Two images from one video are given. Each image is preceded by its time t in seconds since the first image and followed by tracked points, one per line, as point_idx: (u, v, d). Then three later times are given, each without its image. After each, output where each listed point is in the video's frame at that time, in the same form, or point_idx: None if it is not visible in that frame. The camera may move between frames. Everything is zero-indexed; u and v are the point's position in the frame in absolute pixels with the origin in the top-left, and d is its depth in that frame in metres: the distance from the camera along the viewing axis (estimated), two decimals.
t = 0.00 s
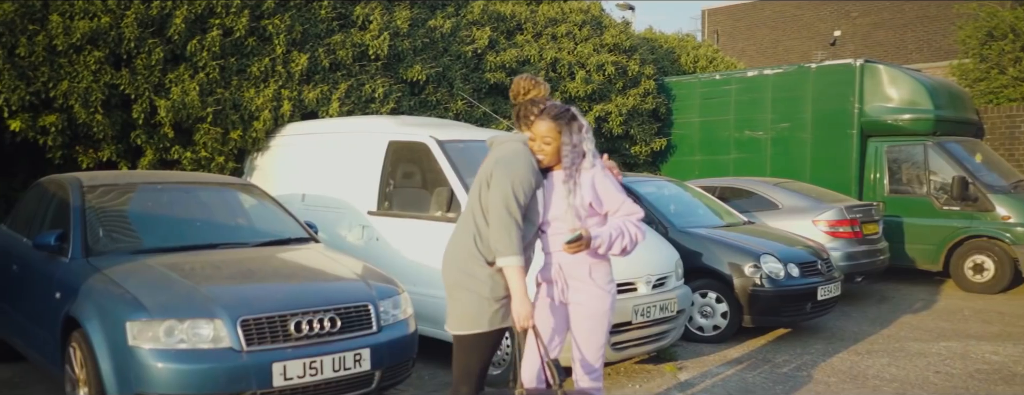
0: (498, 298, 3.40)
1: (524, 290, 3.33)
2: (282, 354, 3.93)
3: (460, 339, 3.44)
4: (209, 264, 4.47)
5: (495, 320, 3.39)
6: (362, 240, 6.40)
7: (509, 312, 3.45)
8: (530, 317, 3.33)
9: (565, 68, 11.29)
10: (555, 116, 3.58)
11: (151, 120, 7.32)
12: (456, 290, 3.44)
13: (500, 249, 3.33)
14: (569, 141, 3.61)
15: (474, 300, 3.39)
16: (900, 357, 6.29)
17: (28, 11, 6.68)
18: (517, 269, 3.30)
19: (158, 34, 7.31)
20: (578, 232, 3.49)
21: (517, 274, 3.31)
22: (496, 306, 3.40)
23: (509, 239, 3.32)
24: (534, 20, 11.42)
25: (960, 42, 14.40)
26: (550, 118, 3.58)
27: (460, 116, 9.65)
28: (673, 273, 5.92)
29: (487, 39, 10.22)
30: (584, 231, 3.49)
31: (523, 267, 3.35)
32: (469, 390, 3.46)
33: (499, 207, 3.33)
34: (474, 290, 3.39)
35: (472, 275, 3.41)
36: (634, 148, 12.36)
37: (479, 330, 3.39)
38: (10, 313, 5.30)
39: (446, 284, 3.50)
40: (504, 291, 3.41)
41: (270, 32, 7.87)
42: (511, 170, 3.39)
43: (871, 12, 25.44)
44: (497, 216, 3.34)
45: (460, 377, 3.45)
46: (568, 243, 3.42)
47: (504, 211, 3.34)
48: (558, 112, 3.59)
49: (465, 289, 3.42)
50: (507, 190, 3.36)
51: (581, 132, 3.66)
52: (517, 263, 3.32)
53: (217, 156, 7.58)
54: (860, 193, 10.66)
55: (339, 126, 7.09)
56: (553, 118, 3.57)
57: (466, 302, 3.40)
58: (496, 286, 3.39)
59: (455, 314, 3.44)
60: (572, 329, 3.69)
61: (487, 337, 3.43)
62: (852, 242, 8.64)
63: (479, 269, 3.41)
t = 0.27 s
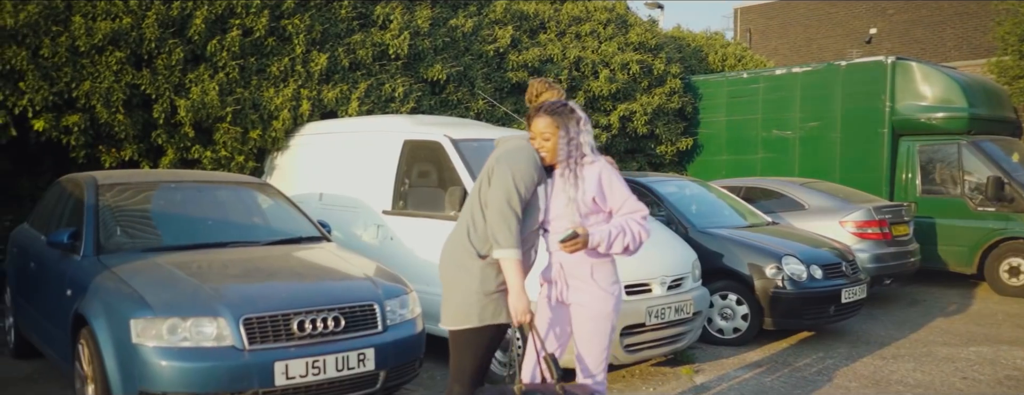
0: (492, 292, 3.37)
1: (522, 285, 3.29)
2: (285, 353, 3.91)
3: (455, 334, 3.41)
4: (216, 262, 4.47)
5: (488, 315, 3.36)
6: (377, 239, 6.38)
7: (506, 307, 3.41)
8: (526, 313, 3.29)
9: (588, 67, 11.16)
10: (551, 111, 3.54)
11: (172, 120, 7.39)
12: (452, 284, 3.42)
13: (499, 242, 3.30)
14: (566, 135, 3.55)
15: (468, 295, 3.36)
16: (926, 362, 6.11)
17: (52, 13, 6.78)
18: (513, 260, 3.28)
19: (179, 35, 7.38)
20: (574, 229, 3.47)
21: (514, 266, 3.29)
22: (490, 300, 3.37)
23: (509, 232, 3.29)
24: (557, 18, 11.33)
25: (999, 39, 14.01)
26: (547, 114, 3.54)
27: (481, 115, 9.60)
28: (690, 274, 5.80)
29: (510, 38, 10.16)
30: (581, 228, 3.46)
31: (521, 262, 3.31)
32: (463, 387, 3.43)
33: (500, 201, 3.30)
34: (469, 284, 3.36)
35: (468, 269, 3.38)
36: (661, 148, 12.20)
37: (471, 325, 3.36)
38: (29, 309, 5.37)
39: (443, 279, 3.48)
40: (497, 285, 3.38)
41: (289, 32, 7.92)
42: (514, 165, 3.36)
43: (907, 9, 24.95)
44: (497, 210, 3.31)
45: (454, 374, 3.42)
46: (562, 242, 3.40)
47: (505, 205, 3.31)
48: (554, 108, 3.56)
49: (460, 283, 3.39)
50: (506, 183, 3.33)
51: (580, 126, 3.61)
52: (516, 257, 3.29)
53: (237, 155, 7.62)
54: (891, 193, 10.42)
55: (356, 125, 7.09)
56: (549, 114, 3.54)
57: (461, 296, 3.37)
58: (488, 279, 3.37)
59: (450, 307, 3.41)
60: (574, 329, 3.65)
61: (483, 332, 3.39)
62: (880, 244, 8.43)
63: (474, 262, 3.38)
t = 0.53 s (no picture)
0: (489, 290, 3.34)
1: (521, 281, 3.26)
2: (287, 351, 3.90)
3: (450, 331, 3.40)
4: (224, 260, 4.49)
5: (483, 312, 3.34)
6: (391, 238, 6.36)
7: (502, 305, 3.39)
8: (525, 309, 3.26)
9: (610, 65, 11.04)
10: (556, 107, 3.53)
11: (191, 119, 7.46)
12: (450, 281, 3.40)
13: (499, 237, 3.26)
14: (571, 131, 3.52)
15: (465, 292, 3.35)
16: (949, 366, 5.95)
17: (74, 14, 6.93)
18: (513, 255, 3.24)
19: (198, 35, 7.47)
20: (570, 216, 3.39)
21: (514, 262, 3.24)
22: (486, 297, 3.34)
23: (510, 228, 3.25)
24: (579, 17, 11.23)
25: None
26: (551, 109, 3.53)
27: (501, 114, 9.55)
28: (705, 275, 5.68)
29: (530, 36, 10.11)
30: (575, 216, 3.39)
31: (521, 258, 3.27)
32: (458, 384, 3.41)
33: (502, 195, 3.26)
34: (465, 280, 3.34)
35: (466, 266, 3.36)
36: (684, 147, 12.02)
37: (465, 322, 3.35)
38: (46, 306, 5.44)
39: (441, 275, 3.46)
40: (493, 282, 3.34)
41: (307, 31, 7.98)
42: (518, 160, 3.32)
43: (941, 7, 24.48)
44: (499, 204, 3.26)
45: (448, 370, 3.41)
46: (557, 226, 3.31)
47: (507, 200, 3.26)
48: (559, 104, 3.55)
49: (457, 280, 3.37)
50: (510, 177, 3.29)
51: (584, 122, 3.59)
52: (517, 252, 3.25)
53: (255, 154, 7.64)
54: (920, 193, 10.19)
55: (372, 123, 7.08)
56: (554, 109, 3.53)
57: (457, 293, 3.36)
58: (484, 276, 3.34)
59: (447, 304, 3.40)
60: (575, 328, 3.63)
61: (479, 329, 3.37)
62: (906, 245, 8.23)
63: (472, 258, 3.36)
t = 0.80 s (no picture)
0: (486, 286, 3.29)
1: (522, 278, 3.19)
2: (291, 349, 3.89)
3: (447, 328, 3.36)
4: (232, 258, 4.51)
5: (480, 309, 3.29)
6: (406, 236, 6.32)
7: (501, 302, 3.34)
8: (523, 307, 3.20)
9: (636, 63, 10.91)
10: (562, 102, 3.52)
11: (213, 118, 7.54)
12: (448, 277, 3.35)
13: (500, 231, 3.19)
14: (576, 126, 3.50)
15: (463, 288, 3.30)
16: (978, 371, 5.77)
17: (98, 15, 7.06)
18: (514, 250, 3.17)
19: (219, 35, 7.56)
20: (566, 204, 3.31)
21: (514, 256, 3.17)
22: (484, 294, 3.29)
23: (511, 223, 3.17)
24: (604, 14, 11.09)
25: None
26: (557, 104, 3.51)
27: (523, 113, 9.48)
28: (723, 275, 5.56)
29: (553, 34, 10.05)
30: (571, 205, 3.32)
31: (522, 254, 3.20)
32: (453, 382, 3.38)
33: (504, 191, 3.18)
34: (464, 276, 3.29)
35: (465, 261, 3.30)
36: (712, 146, 11.83)
37: (461, 320, 3.30)
38: (66, 302, 5.52)
39: (440, 271, 3.41)
40: (492, 279, 3.30)
41: (327, 30, 8.01)
42: (523, 155, 3.24)
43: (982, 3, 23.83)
44: (500, 198, 3.19)
45: (442, 368, 3.39)
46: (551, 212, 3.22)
47: (509, 195, 3.19)
48: (565, 99, 3.54)
49: (456, 276, 3.32)
50: (514, 169, 3.21)
51: (590, 119, 3.56)
52: (517, 249, 3.18)
53: (275, 153, 7.69)
54: (954, 193, 9.92)
55: (390, 122, 7.07)
56: (560, 104, 3.51)
57: (455, 288, 3.31)
58: (482, 272, 3.29)
59: (445, 299, 3.36)
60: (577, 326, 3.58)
61: (476, 327, 3.33)
62: (938, 246, 8.01)
63: (471, 255, 3.30)
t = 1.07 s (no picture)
0: (484, 285, 3.19)
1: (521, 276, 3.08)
2: (292, 347, 3.89)
3: (443, 328, 3.27)
4: (240, 255, 4.52)
5: (477, 309, 3.19)
6: (420, 235, 6.26)
7: (498, 302, 3.23)
8: (521, 306, 3.09)
9: (659, 61, 10.77)
10: (565, 97, 3.40)
11: (232, 118, 7.61)
12: (445, 276, 3.24)
13: (498, 229, 3.08)
14: (579, 124, 3.40)
15: (460, 286, 3.20)
16: (1005, 375, 5.59)
17: (120, 16, 7.18)
18: (512, 248, 3.05)
19: (239, 35, 7.64)
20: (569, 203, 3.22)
21: (513, 254, 3.06)
22: (480, 293, 3.19)
23: (509, 221, 3.06)
24: (627, 12, 10.97)
25: None
26: (560, 100, 3.39)
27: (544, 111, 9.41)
28: (738, 275, 5.45)
29: (575, 32, 9.98)
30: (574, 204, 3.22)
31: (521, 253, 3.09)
32: (449, 382, 3.29)
33: (502, 188, 3.06)
34: (460, 275, 3.19)
35: (462, 259, 3.20)
36: (738, 145, 11.63)
37: (457, 319, 3.21)
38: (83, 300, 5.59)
39: (435, 269, 3.30)
40: (489, 278, 3.20)
41: (346, 30, 8.04)
42: (521, 150, 3.12)
43: None
44: (498, 194, 3.08)
45: (437, 369, 3.30)
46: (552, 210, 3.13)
47: (507, 192, 3.07)
48: (568, 94, 3.42)
49: (453, 274, 3.22)
50: (511, 165, 3.10)
51: (593, 116, 3.46)
52: (516, 247, 3.06)
53: (294, 152, 7.71)
54: (988, 192, 9.64)
55: (406, 121, 7.06)
56: (562, 99, 3.39)
57: (451, 287, 3.22)
58: (481, 270, 3.18)
59: (441, 298, 3.26)
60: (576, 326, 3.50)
61: (471, 327, 3.23)
62: (968, 246, 7.78)
63: (468, 252, 3.19)
